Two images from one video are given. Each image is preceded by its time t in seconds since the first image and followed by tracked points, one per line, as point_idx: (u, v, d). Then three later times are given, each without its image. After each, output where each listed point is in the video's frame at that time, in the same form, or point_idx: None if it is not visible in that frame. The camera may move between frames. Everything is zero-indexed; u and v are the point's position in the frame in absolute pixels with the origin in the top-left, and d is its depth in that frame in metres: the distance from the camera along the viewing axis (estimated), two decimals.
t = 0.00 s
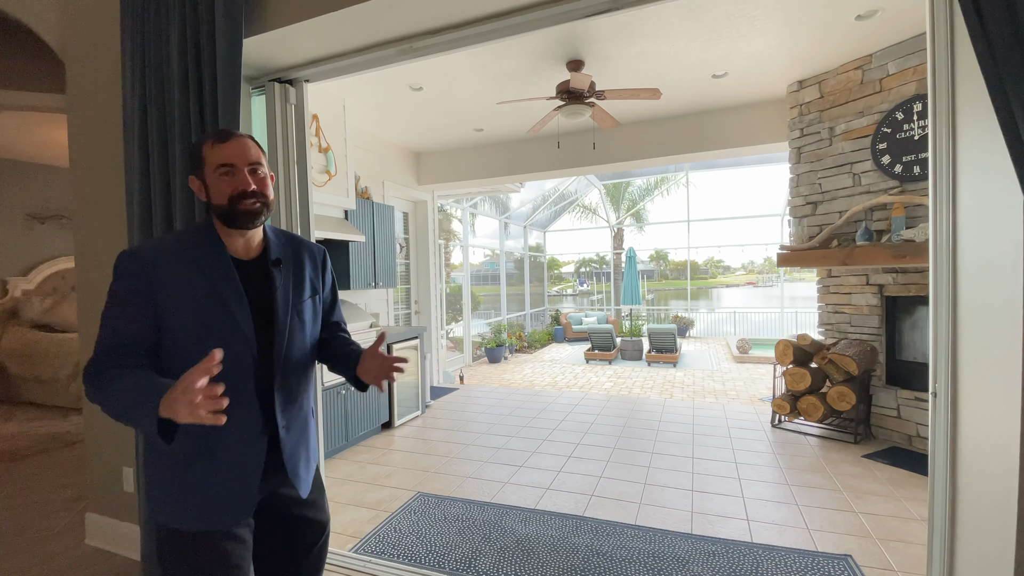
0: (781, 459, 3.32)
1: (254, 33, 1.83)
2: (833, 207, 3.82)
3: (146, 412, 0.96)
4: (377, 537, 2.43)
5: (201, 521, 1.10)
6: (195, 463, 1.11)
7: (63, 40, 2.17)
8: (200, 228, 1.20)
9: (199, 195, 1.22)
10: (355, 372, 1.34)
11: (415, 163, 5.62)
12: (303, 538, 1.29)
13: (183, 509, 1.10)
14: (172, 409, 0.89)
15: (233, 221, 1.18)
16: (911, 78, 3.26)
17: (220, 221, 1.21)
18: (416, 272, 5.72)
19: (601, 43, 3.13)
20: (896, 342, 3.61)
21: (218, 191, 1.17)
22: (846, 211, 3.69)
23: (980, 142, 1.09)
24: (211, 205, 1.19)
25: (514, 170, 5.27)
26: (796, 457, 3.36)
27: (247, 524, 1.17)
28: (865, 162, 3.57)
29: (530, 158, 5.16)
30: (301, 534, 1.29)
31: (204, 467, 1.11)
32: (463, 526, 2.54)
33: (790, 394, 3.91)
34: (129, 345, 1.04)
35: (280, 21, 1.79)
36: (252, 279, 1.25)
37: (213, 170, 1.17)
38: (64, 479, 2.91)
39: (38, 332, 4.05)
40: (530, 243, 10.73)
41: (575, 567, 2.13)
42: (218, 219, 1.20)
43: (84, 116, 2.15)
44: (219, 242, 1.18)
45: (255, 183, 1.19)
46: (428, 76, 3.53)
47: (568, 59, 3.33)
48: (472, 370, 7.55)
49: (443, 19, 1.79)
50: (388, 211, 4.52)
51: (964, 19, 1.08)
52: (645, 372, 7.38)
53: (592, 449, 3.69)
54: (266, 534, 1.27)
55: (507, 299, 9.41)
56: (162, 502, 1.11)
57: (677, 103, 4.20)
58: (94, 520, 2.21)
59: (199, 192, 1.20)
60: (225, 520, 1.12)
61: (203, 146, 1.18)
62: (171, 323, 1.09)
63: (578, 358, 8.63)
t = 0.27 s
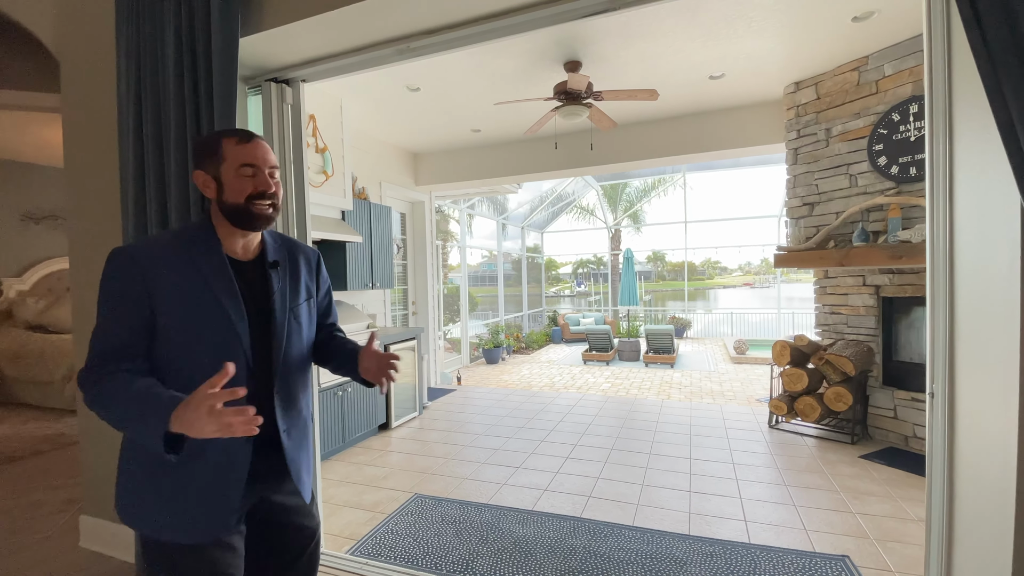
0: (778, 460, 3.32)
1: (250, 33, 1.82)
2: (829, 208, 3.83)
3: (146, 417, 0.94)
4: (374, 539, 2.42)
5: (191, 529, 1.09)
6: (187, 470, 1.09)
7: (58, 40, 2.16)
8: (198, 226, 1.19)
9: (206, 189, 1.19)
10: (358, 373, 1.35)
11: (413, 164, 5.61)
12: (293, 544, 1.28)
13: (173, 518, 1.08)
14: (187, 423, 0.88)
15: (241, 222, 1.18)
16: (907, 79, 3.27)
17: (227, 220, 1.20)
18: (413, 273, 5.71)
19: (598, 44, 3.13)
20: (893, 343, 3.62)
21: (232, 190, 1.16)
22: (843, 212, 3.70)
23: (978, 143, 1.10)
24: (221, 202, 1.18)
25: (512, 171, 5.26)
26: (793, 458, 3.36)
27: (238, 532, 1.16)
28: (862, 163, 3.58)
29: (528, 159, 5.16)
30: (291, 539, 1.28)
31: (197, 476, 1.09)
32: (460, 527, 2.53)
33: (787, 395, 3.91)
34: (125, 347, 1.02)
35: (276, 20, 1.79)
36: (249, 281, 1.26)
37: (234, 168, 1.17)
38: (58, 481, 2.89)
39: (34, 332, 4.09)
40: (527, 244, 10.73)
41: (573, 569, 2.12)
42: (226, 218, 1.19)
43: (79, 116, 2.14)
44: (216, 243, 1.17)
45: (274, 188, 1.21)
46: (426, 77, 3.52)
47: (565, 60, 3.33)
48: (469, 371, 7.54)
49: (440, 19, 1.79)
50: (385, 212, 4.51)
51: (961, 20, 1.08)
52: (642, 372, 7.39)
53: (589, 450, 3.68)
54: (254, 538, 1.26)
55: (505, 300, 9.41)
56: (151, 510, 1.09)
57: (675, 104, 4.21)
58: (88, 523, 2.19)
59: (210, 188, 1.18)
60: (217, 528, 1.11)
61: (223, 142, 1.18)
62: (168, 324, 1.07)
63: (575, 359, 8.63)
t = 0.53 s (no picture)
0: (776, 461, 3.32)
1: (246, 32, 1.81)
2: (827, 209, 3.83)
3: (168, 423, 0.93)
4: (371, 541, 2.41)
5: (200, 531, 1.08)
6: (194, 471, 1.08)
7: (53, 39, 2.15)
8: (201, 219, 1.19)
9: (222, 183, 1.18)
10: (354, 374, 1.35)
11: (411, 165, 5.61)
12: (291, 544, 1.29)
13: (181, 519, 1.07)
14: (221, 418, 0.90)
15: (259, 221, 1.21)
16: (904, 81, 3.28)
17: (238, 217, 1.22)
18: (411, 273, 5.71)
19: (595, 44, 3.13)
20: (890, 344, 3.62)
21: (253, 189, 1.18)
22: (840, 213, 3.71)
23: (975, 142, 1.10)
24: (239, 198, 1.18)
25: (510, 172, 5.26)
26: (790, 459, 3.36)
27: (244, 533, 1.16)
28: (859, 164, 3.59)
29: (526, 160, 5.16)
30: (289, 539, 1.29)
31: (205, 477, 1.09)
32: (458, 529, 2.52)
33: (785, 395, 3.91)
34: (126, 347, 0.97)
35: (273, 19, 1.78)
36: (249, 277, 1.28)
37: (261, 169, 1.19)
38: (53, 483, 2.88)
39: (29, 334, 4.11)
40: (525, 245, 10.74)
41: (570, 571, 2.11)
42: (239, 215, 1.20)
43: (74, 115, 2.12)
44: (218, 238, 1.18)
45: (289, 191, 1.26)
46: (424, 77, 3.52)
47: (563, 60, 3.33)
48: (467, 372, 7.53)
49: (437, 19, 1.78)
50: (383, 213, 4.50)
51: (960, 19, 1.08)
52: (640, 373, 7.38)
53: (588, 452, 3.67)
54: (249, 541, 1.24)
55: (503, 301, 9.41)
56: (154, 513, 1.06)
57: (672, 105, 4.21)
58: (82, 525, 2.18)
59: (228, 184, 1.18)
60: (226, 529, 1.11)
61: (248, 141, 1.20)
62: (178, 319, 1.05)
63: (573, 359, 8.63)
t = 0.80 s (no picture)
0: (774, 462, 3.32)
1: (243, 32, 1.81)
2: (824, 210, 3.84)
3: (202, 421, 0.97)
4: (369, 542, 2.40)
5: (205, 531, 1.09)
6: (201, 471, 1.10)
7: (48, 38, 2.13)
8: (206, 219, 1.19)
9: (232, 185, 1.19)
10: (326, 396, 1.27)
11: (408, 166, 5.59)
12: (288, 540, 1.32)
13: (192, 515, 1.09)
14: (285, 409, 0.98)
15: (266, 225, 1.24)
16: (902, 82, 3.30)
17: (243, 218, 1.24)
18: (409, 274, 5.69)
19: (593, 45, 3.13)
20: (888, 345, 3.63)
21: (266, 195, 1.21)
22: (838, 215, 3.71)
23: (972, 145, 1.10)
24: (249, 202, 1.20)
25: (508, 173, 5.26)
26: (788, 459, 3.36)
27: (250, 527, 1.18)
28: (856, 165, 3.59)
29: (524, 161, 5.16)
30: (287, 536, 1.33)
31: (214, 477, 1.10)
32: (456, 531, 2.51)
33: (783, 396, 3.92)
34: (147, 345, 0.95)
35: (270, 19, 1.77)
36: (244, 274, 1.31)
37: (273, 174, 1.22)
38: (48, 485, 2.86)
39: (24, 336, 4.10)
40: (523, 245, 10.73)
41: (569, 572, 2.11)
42: (246, 217, 1.23)
43: (69, 114, 2.11)
44: (223, 238, 1.20)
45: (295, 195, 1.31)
46: (422, 78, 3.51)
47: (561, 61, 3.33)
48: (465, 373, 7.52)
49: (435, 19, 1.77)
50: (381, 213, 4.49)
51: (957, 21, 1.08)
52: (638, 374, 7.37)
53: (586, 453, 3.67)
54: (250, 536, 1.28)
55: (501, 302, 9.40)
56: (165, 509, 1.07)
57: (671, 106, 4.22)
58: (77, 527, 2.17)
59: (238, 187, 1.19)
60: (231, 529, 1.12)
61: (262, 146, 1.21)
62: (196, 319, 1.05)
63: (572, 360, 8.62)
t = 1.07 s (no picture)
0: (771, 462, 3.33)
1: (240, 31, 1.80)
2: (821, 210, 3.85)
3: (240, 415, 1.07)
4: (366, 544, 2.39)
5: (215, 524, 1.12)
6: (212, 464, 1.13)
7: (44, 36, 2.12)
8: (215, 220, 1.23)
9: (242, 188, 1.23)
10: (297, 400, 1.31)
11: (406, 166, 5.58)
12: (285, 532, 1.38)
13: (203, 507, 1.11)
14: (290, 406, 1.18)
15: (272, 226, 1.31)
16: (898, 83, 3.31)
17: (249, 220, 1.29)
18: (407, 275, 5.68)
19: (591, 46, 3.13)
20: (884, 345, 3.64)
21: (274, 198, 1.27)
22: (835, 215, 3.72)
23: (968, 145, 1.11)
24: (257, 204, 1.26)
25: (506, 173, 5.25)
26: (785, 460, 3.36)
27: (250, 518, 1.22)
28: (853, 166, 3.60)
29: (522, 161, 5.16)
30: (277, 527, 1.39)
31: (224, 472, 1.14)
32: (453, 531, 2.50)
33: (780, 397, 3.92)
34: (191, 340, 1.02)
35: (267, 18, 1.77)
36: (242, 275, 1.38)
37: (281, 178, 1.28)
38: (43, 486, 2.84)
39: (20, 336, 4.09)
40: (521, 246, 10.71)
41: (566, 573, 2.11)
42: (253, 218, 1.28)
43: (65, 114, 2.10)
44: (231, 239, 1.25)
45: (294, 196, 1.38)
46: (420, 78, 3.51)
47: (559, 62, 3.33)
48: (463, 374, 7.50)
49: (432, 19, 1.77)
50: (379, 214, 4.49)
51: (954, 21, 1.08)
52: (637, 375, 7.37)
53: (583, 454, 3.67)
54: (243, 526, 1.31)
55: (499, 303, 9.38)
56: (176, 502, 1.09)
57: (668, 107, 4.22)
58: (72, 529, 2.15)
59: (248, 190, 1.24)
60: (240, 519, 1.17)
61: (272, 150, 1.26)
62: (225, 317, 1.13)
63: (570, 361, 8.61)
